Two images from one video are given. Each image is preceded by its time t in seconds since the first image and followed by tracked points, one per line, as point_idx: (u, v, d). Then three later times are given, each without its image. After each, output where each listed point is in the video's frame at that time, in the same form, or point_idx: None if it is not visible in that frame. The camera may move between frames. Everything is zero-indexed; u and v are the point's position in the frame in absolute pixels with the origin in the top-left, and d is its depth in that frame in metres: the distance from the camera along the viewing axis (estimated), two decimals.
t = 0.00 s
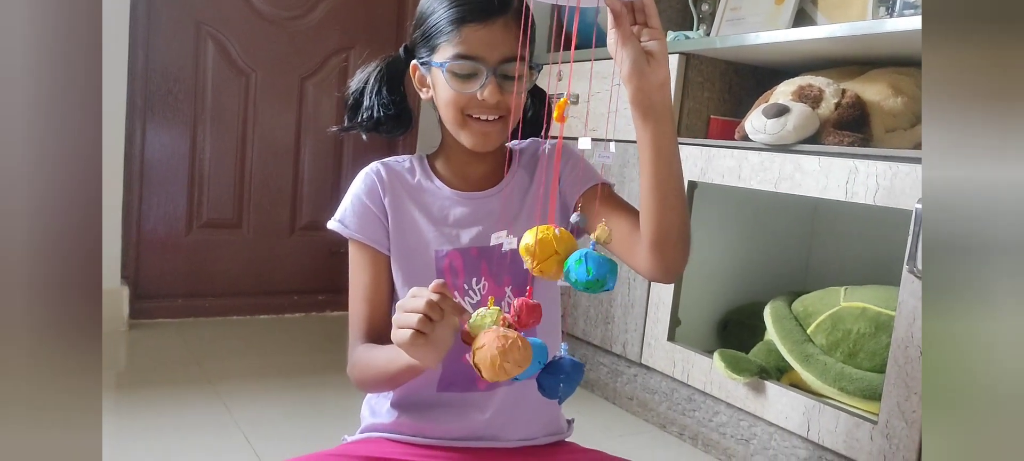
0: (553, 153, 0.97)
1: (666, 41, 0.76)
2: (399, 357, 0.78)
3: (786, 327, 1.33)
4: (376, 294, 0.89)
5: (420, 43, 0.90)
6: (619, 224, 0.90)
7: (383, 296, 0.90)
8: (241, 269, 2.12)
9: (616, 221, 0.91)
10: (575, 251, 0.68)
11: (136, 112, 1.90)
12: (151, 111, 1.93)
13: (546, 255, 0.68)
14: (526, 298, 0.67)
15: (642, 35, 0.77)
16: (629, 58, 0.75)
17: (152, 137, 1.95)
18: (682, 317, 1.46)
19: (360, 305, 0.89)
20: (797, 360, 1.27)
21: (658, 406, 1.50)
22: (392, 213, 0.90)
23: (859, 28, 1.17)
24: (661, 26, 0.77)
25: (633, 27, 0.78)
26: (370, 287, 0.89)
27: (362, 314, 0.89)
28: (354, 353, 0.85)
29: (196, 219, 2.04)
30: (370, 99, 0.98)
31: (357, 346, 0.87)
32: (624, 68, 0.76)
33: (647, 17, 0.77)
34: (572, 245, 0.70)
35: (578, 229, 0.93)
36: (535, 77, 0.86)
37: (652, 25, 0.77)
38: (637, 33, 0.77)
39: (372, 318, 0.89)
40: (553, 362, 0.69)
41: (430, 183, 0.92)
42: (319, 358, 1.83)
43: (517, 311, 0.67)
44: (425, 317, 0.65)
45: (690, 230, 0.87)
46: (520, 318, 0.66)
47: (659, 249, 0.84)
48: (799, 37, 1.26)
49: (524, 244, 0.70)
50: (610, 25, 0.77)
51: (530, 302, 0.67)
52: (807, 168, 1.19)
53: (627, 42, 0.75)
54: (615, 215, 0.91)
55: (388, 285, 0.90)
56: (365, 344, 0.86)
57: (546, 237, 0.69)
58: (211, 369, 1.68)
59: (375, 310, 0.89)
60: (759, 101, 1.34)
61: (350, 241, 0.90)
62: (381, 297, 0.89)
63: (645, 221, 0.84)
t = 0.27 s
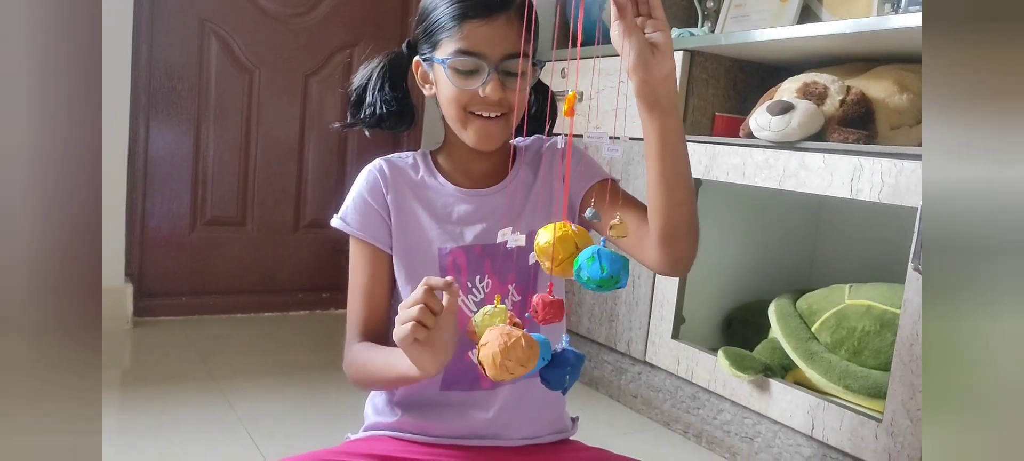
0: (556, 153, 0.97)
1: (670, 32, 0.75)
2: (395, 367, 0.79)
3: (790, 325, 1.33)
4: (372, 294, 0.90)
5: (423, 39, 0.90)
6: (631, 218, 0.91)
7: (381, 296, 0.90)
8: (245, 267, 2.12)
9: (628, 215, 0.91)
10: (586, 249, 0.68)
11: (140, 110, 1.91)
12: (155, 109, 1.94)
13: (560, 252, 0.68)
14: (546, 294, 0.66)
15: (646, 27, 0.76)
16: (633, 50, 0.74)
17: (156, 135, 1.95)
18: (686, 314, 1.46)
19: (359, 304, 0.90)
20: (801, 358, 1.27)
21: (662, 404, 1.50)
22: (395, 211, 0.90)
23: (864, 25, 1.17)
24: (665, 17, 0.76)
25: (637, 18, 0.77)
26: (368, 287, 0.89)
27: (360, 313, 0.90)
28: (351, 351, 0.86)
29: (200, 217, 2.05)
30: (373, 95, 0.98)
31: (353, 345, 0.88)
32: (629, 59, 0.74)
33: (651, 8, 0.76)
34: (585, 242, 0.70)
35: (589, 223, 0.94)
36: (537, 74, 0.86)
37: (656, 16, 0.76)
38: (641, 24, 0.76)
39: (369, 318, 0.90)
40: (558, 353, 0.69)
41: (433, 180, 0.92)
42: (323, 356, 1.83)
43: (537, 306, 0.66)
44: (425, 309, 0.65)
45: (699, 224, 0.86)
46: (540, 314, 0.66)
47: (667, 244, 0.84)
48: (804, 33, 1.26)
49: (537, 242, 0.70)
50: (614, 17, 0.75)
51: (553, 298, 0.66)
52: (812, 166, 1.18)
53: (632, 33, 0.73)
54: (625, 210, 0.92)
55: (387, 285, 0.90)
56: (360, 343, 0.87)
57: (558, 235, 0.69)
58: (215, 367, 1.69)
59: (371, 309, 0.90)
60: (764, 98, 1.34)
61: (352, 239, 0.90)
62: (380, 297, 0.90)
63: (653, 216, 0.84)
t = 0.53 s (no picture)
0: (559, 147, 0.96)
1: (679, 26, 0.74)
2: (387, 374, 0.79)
3: (794, 322, 1.32)
4: (369, 292, 0.89)
5: (426, 35, 0.90)
6: (634, 215, 0.90)
7: (377, 294, 0.90)
8: (248, 264, 2.13)
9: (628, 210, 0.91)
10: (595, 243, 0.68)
11: (143, 108, 1.91)
12: (158, 107, 1.94)
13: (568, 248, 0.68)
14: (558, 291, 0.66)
15: (653, 21, 0.75)
16: (640, 44, 0.73)
17: (159, 133, 1.95)
18: (690, 312, 1.46)
19: (355, 303, 0.90)
20: (804, 355, 1.27)
21: (665, 401, 1.50)
22: (398, 208, 0.90)
23: (867, 21, 1.16)
24: (672, 10, 0.75)
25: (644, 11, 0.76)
26: (365, 286, 0.89)
27: (359, 310, 0.90)
28: (348, 350, 0.87)
29: (203, 214, 2.05)
30: (375, 90, 0.98)
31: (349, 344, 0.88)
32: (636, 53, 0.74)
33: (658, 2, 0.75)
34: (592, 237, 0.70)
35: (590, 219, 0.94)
36: (540, 71, 0.86)
37: (663, 10, 0.75)
38: (648, 19, 0.75)
39: (366, 316, 0.90)
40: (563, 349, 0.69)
41: (436, 177, 0.92)
42: (326, 354, 1.83)
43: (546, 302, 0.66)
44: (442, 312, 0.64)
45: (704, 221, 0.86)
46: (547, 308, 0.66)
47: (672, 240, 0.84)
48: (807, 30, 1.26)
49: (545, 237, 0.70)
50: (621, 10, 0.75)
51: (564, 295, 0.66)
52: (815, 163, 1.18)
53: (639, 27, 0.73)
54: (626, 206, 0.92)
55: (385, 283, 0.90)
56: (356, 342, 0.88)
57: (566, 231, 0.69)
58: (218, 365, 1.69)
59: (369, 307, 0.90)
60: (767, 95, 1.34)
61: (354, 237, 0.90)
62: (377, 296, 0.90)
63: (659, 212, 0.84)
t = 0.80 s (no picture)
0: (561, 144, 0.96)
1: (679, 21, 0.74)
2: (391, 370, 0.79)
3: (796, 319, 1.32)
4: (373, 288, 0.90)
5: (428, 31, 0.90)
6: (636, 212, 0.90)
7: (379, 290, 0.90)
8: (251, 261, 2.13)
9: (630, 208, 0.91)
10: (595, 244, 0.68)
11: (145, 105, 1.91)
12: (161, 103, 1.94)
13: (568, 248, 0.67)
14: (549, 293, 0.67)
15: (654, 17, 0.75)
16: (641, 40, 0.73)
17: (161, 130, 1.95)
18: (691, 309, 1.46)
19: (359, 299, 0.90)
20: (806, 352, 1.27)
21: (667, 398, 1.50)
22: (399, 206, 0.90)
23: (870, 18, 1.16)
24: (673, 7, 0.75)
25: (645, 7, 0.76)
26: (369, 281, 0.89)
27: (362, 307, 0.90)
28: (351, 348, 0.87)
29: (206, 211, 2.05)
30: (377, 85, 0.98)
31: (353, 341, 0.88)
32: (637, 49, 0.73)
33: None
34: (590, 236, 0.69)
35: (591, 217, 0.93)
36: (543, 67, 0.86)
37: (664, 5, 0.75)
38: (648, 15, 0.74)
39: (371, 313, 0.90)
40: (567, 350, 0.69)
41: (437, 174, 0.92)
42: (328, 350, 1.83)
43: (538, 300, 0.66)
44: (452, 310, 0.65)
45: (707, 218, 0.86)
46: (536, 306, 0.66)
47: (675, 237, 0.84)
48: (810, 27, 1.25)
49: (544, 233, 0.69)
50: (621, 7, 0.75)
51: (554, 297, 0.66)
52: (818, 159, 1.18)
53: (639, 23, 0.73)
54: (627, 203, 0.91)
55: (389, 280, 0.91)
56: (360, 339, 0.88)
57: (566, 230, 0.67)
58: (220, 361, 1.69)
59: (373, 303, 0.90)
60: (770, 92, 1.33)
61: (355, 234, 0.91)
62: (381, 292, 0.90)
63: (661, 209, 0.84)
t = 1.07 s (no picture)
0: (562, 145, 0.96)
1: (682, 22, 0.74)
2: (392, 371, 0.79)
3: (797, 318, 1.32)
4: (374, 287, 0.90)
5: (429, 27, 0.90)
6: (637, 212, 0.90)
7: (380, 289, 0.90)
8: (251, 260, 2.13)
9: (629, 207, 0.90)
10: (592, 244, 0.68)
11: (146, 103, 1.91)
12: (162, 102, 1.94)
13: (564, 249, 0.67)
14: (535, 291, 0.65)
15: (657, 16, 0.74)
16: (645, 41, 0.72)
17: (162, 129, 1.95)
18: (692, 308, 1.46)
19: (360, 299, 0.90)
20: (807, 351, 1.27)
21: (668, 397, 1.50)
22: (399, 206, 0.90)
23: (872, 16, 1.16)
24: (675, 7, 0.75)
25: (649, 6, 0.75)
26: (370, 281, 0.89)
27: (363, 307, 0.90)
28: (353, 348, 0.87)
29: (206, 210, 2.05)
30: (377, 81, 0.98)
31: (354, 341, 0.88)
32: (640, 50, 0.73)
33: None
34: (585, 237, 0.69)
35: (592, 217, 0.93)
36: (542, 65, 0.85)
37: (667, 5, 0.75)
38: (651, 14, 0.74)
39: (371, 313, 0.90)
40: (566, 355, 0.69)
41: (437, 174, 0.92)
42: (328, 349, 1.84)
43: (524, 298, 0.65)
44: (451, 313, 0.65)
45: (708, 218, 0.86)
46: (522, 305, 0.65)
47: (676, 238, 0.84)
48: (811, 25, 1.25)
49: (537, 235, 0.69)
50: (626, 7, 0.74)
51: (540, 295, 0.65)
52: (820, 158, 1.18)
53: (642, 23, 0.72)
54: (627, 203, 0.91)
55: (389, 280, 0.90)
56: (360, 340, 0.88)
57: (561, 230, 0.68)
58: (221, 360, 1.69)
59: (374, 303, 0.90)
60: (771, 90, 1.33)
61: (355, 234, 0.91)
62: (382, 292, 0.90)
63: (662, 210, 0.84)
